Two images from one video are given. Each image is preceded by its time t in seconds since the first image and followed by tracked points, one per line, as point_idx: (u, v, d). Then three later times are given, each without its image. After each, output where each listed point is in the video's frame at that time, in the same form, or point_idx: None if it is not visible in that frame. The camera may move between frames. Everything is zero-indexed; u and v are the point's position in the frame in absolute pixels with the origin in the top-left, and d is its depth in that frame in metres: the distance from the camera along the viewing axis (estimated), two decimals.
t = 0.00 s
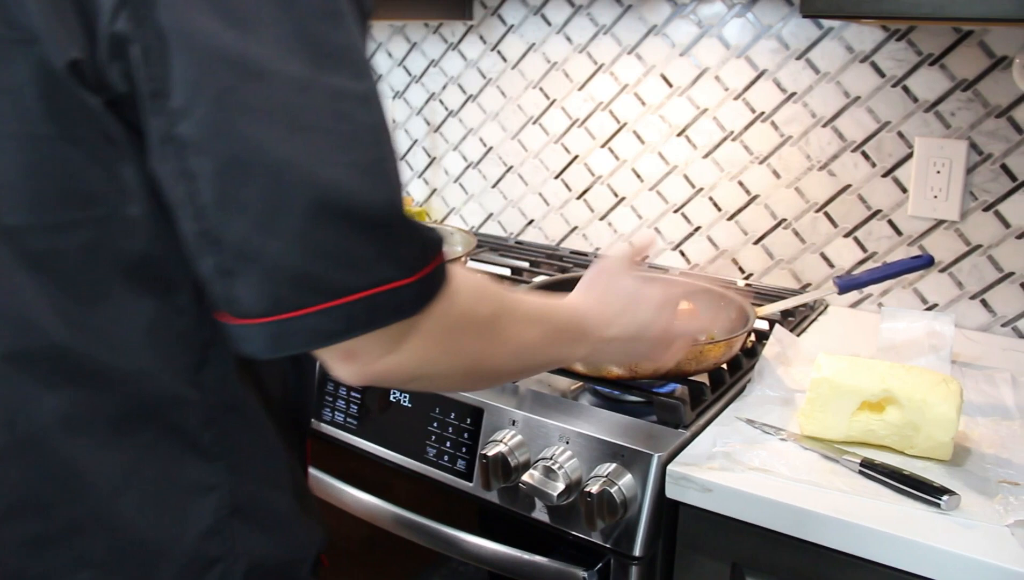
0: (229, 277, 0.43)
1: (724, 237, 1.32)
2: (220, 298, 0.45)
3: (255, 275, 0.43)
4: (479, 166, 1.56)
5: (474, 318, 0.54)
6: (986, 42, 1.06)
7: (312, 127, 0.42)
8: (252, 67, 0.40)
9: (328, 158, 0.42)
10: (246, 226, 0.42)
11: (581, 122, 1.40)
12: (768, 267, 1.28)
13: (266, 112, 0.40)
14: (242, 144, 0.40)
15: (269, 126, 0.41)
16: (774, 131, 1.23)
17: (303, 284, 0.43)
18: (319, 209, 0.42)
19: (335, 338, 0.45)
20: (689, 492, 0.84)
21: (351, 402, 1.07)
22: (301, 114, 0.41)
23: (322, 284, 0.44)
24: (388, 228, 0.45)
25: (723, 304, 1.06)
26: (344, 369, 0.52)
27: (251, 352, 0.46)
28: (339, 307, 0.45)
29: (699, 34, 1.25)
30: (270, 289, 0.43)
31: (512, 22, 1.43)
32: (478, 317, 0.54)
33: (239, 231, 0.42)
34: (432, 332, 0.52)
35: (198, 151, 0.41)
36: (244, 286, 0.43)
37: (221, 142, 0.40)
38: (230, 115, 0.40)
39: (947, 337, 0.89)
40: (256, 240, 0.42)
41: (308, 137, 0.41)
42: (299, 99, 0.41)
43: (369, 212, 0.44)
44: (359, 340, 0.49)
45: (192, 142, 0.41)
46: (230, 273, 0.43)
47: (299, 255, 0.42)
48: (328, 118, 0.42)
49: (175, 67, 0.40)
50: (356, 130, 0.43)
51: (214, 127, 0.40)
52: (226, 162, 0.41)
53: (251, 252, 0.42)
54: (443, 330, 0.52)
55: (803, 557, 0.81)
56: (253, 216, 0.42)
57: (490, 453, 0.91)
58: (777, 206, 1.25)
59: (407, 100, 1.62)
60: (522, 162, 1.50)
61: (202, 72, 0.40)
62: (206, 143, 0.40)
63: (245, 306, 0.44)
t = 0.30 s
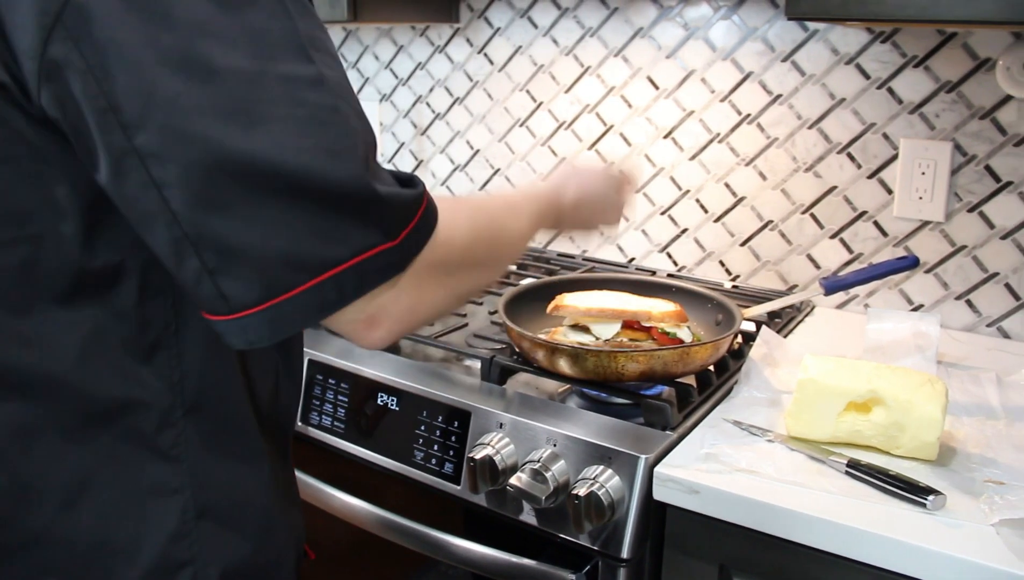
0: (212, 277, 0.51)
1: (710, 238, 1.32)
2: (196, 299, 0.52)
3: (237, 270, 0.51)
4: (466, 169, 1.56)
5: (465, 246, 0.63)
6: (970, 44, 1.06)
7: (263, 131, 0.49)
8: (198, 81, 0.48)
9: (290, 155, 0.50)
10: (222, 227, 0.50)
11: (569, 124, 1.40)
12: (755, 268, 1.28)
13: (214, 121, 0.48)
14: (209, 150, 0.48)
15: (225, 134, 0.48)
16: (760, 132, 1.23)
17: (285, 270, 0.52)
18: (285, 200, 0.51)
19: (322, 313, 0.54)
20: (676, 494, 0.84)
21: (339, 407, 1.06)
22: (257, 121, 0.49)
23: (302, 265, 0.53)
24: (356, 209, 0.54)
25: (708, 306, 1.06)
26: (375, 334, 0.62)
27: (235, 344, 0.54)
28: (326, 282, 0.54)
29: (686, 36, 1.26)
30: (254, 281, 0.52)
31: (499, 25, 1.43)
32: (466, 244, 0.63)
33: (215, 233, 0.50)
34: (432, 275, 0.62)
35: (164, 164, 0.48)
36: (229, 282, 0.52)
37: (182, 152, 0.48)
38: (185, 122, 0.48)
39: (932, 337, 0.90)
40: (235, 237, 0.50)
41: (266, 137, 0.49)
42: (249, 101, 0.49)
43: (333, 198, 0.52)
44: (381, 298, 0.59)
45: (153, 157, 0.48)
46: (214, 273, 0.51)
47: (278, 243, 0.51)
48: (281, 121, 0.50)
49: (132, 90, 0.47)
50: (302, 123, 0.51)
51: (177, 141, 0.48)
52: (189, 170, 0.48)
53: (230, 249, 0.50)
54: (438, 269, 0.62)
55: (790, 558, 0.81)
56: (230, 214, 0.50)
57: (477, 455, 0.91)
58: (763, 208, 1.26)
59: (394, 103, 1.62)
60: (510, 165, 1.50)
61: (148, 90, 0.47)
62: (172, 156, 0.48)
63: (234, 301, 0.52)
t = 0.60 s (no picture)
0: (228, 273, 0.52)
1: (698, 244, 1.32)
2: (212, 300, 0.53)
3: (253, 264, 0.52)
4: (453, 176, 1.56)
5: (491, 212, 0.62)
6: (954, 50, 1.07)
7: (261, 122, 0.50)
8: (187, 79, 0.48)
9: (293, 143, 0.50)
10: (233, 222, 0.51)
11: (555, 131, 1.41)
12: (742, 274, 1.28)
13: (211, 115, 0.48)
14: (210, 146, 0.48)
15: (224, 129, 0.49)
16: (747, 139, 1.23)
17: (301, 259, 0.53)
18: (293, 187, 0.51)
19: (344, 301, 0.55)
20: (664, 500, 0.84)
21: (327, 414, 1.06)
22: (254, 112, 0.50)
23: (317, 253, 0.53)
24: (366, 189, 0.53)
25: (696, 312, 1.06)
26: (404, 317, 0.59)
27: (257, 343, 0.55)
28: (343, 270, 0.54)
29: (672, 43, 1.26)
30: (271, 274, 0.52)
31: (485, 32, 1.44)
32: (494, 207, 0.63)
33: (227, 228, 0.51)
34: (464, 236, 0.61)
35: (167, 162, 0.49)
36: (245, 277, 0.52)
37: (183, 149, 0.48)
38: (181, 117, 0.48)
39: (919, 342, 0.90)
40: (249, 232, 0.51)
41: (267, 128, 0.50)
42: (242, 97, 0.49)
43: (341, 179, 0.52)
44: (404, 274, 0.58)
45: (155, 157, 0.49)
46: (230, 270, 0.52)
47: (292, 233, 0.52)
48: (278, 111, 0.50)
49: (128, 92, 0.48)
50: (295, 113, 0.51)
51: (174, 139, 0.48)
52: (192, 169, 0.49)
53: (240, 243, 0.51)
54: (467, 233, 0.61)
55: (778, 563, 0.81)
56: (239, 209, 0.50)
57: (465, 463, 0.91)
58: (750, 214, 1.26)
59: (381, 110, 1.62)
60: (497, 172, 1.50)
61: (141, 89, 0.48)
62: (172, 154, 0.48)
63: (252, 296, 0.53)
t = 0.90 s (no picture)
0: (152, 322, 0.45)
1: (687, 256, 1.32)
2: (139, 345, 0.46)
3: (178, 321, 0.44)
4: (442, 189, 1.56)
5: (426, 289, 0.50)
6: (939, 63, 1.08)
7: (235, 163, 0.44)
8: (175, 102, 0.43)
9: (251, 196, 0.43)
10: (165, 271, 0.43)
11: (544, 145, 1.41)
12: (731, 286, 1.29)
13: (185, 145, 0.43)
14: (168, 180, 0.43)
15: (190, 162, 0.43)
16: (734, 151, 1.24)
17: (218, 328, 0.44)
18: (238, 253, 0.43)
19: (262, 382, 0.46)
20: (654, 513, 0.84)
21: (315, 428, 1.05)
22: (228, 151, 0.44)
23: (244, 325, 0.45)
24: (314, 267, 0.45)
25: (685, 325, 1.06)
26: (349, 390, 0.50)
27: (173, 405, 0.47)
28: (262, 348, 0.45)
29: (659, 57, 1.27)
30: (187, 333, 0.45)
31: (474, 46, 1.45)
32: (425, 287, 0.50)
33: (158, 276, 0.44)
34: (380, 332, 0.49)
35: (120, 184, 0.43)
36: (168, 331, 0.45)
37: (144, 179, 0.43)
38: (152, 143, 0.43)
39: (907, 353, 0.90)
40: (177, 285, 0.44)
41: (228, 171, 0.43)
42: (227, 131, 0.44)
43: (289, 250, 0.44)
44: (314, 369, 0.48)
45: (114, 178, 0.43)
46: (154, 317, 0.45)
47: (222, 298, 0.44)
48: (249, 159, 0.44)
49: (110, 106, 0.43)
50: (270, 164, 0.44)
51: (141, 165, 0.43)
52: (143, 200, 0.43)
53: (172, 295, 0.44)
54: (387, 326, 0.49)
55: (767, 575, 0.81)
56: (172, 260, 0.43)
57: (455, 477, 0.90)
58: (739, 226, 1.26)
59: (370, 124, 1.62)
60: (485, 185, 1.50)
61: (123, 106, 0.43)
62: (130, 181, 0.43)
63: (171, 352, 0.45)
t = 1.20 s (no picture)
0: (182, 342, 0.50)
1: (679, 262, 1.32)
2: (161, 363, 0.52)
3: (210, 339, 0.50)
4: (435, 195, 1.56)
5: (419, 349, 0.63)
6: (931, 69, 1.08)
7: (255, 186, 0.50)
8: (195, 138, 0.48)
9: (276, 223, 0.50)
10: (198, 295, 0.49)
11: (537, 150, 1.41)
12: (724, 291, 1.29)
13: (209, 177, 0.49)
14: (192, 214, 0.48)
15: (215, 196, 0.49)
16: (727, 156, 1.24)
17: (253, 341, 0.51)
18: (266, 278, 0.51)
19: (287, 392, 0.52)
20: (647, 518, 0.84)
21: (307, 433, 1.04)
22: (247, 182, 0.50)
23: (272, 338, 0.51)
24: (337, 284, 0.54)
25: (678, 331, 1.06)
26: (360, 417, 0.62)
27: (194, 415, 0.53)
28: (295, 359, 0.52)
29: (653, 62, 1.27)
30: (223, 350, 0.50)
31: (468, 51, 1.45)
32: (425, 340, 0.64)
33: (193, 299, 0.49)
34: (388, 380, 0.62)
35: (149, 218, 0.48)
36: (199, 349, 0.50)
37: (174, 214, 0.48)
38: (177, 180, 0.48)
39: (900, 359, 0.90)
40: (211, 307, 0.49)
41: (250, 203, 0.50)
42: (246, 161, 0.49)
43: (312, 271, 0.52)
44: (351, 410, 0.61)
45: (140, 209, 0.48)
46: (184, 337, 0.50)
47: (255, 317, 0.50)
48: (269, 193, 0.50)
49: (128, 141, 0.48)
50: (288, 194, 0.51)
51: (169, 199, 0.48)
52: (174, 233, 0.48)
53: (205, 315, 0.50)
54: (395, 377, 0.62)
55: None
56: (204, 285, 0.49)
57: (448, 482, 0.90)
58: (732, 232, 1.26)
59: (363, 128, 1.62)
60: (478, 190, 1.50)
61: (147, 143, 0.48)
62: (159, 213, 0.48)
63: (200, 369, 0.51)
